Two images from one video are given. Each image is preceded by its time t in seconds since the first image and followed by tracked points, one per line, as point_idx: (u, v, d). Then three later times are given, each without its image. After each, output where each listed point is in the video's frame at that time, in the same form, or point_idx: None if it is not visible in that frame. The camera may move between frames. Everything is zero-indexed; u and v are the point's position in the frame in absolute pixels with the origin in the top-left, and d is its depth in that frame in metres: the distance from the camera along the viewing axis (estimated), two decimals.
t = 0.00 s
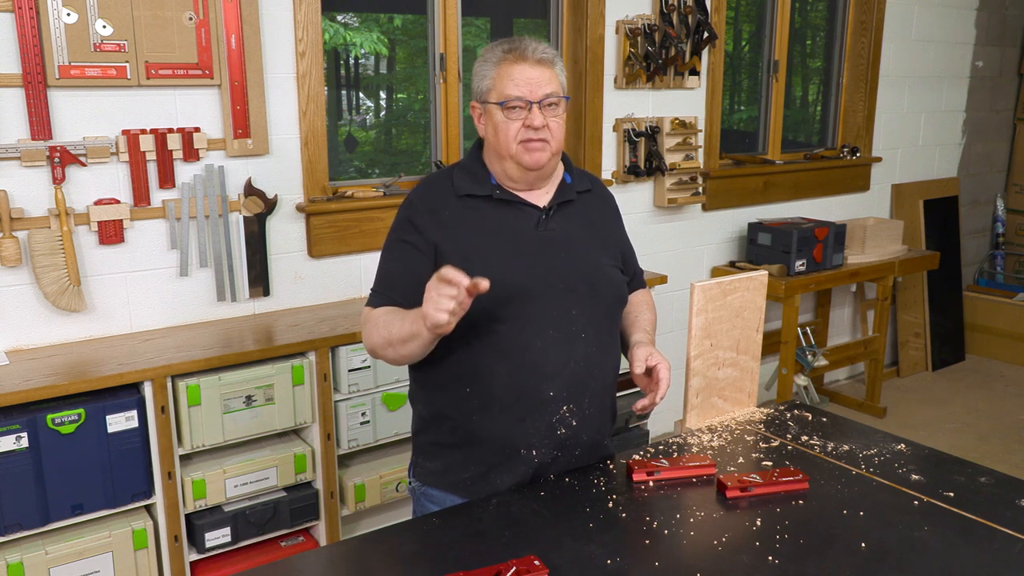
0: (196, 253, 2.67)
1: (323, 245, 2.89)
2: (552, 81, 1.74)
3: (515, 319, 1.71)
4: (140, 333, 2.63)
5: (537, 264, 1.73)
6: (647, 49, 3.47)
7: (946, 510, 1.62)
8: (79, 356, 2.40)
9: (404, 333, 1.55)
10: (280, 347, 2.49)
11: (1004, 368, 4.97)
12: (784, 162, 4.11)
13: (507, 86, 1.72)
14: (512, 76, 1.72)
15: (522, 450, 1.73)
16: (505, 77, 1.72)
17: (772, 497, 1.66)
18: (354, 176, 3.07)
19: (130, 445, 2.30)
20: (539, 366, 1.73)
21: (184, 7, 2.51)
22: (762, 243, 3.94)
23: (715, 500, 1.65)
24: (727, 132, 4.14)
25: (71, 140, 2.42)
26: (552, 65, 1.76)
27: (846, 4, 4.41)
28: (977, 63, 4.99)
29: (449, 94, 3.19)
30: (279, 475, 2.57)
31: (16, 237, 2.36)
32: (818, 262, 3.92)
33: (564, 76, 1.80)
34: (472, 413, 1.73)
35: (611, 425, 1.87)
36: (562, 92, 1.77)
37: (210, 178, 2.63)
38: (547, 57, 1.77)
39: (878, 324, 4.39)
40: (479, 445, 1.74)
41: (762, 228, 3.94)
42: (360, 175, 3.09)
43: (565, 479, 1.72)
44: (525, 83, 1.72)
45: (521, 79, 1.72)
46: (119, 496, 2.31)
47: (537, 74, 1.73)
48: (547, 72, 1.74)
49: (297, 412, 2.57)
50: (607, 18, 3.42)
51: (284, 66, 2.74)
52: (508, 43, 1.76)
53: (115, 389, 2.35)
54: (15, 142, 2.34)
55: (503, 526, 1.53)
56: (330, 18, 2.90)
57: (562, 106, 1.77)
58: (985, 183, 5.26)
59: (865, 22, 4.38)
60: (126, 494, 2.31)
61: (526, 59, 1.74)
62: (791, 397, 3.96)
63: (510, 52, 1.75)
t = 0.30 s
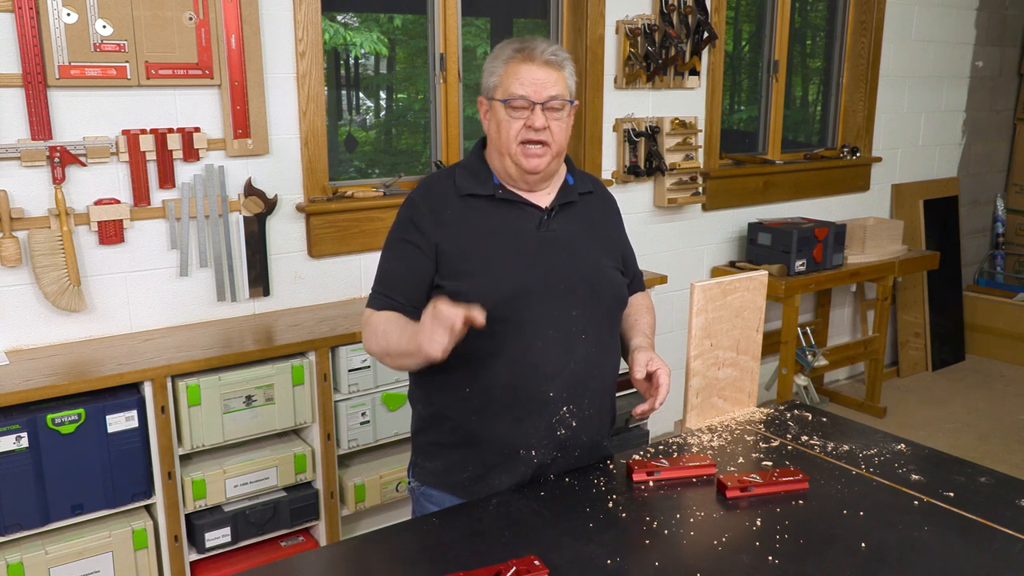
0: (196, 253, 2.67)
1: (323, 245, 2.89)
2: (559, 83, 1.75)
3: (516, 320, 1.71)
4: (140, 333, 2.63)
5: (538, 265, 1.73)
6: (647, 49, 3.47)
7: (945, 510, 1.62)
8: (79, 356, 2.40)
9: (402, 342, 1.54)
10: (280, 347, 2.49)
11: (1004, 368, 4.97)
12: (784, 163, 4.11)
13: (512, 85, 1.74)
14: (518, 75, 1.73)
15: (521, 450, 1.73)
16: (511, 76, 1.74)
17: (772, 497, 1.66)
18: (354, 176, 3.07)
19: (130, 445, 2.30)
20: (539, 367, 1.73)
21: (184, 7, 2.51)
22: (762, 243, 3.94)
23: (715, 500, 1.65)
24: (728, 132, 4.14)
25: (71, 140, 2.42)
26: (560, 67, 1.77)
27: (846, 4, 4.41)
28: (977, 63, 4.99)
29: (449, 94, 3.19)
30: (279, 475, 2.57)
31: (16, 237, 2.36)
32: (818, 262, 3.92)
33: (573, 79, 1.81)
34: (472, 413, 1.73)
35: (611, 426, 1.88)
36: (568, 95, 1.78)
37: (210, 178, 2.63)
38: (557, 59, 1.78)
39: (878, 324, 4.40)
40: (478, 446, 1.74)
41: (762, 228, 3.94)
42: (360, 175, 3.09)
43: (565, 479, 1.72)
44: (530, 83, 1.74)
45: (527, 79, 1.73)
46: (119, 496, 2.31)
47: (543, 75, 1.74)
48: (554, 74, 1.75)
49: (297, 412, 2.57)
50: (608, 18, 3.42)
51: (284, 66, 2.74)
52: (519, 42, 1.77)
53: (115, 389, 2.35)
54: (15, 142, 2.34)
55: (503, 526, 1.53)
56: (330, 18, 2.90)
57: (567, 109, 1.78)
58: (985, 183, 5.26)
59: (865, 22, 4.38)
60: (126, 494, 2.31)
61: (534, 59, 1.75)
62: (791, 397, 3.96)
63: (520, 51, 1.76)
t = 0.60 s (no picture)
0: (196, 253, 2.67)
1: (323, 244, 2.89)
2: (563, 76, 1.79)
3: (515, 316, 1.71)
4: (140, 333, 2.63)
5: (539, 261, 1.74)
6: (647, 49, 3.47)
7: (945, 510, 1.62)
8: (79, 356, 2.40)
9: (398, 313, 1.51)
10: (280, 347, 2.49)
11: (1004, 368, 4.97)
12: (784, 162, 4.11)
13: (518, 74, 1.78)
14: (524, 65, 1.78)
15: (520, 449, 1.73)
16: (518, 68, 1.79)
17: (772, 497, 1.66)
18: (354, 176, 3.07)
19: (130, 445, 2.30)
20: (539, 364, 1.73)
21: (184, 7, 2.51)
22: (762, 243, 3.94)
23: (715, 500, 1.65)
24: (728, 132, 4.14)
25: (71, 139, 2.42)
26: (567, 64, 1.81)
27: (846, 4, 4.41)
28: (977, 63, 4.99)
29: (449, 94, 3.19)
30: (279, 475, 2.57)
31: (16, 237, 2.36)
32: (818, 262, 3.92)
33: (579, 78, 1.84)
34: (471, 411, 1.73)
35: (610, 425, 1.88)
36: (574, 90, 1.81)
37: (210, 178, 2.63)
38: (564, 56, 1.82)
39: (878, 323, 4.39)
40: (477, 444, 1.73)
41: (762, 228, 3.94)
42: (360, 175, 3.09)
43: (565, 479, 1.72)
44: (536, 74, 1.78)
45: (533, 68, 1.77)
46: (119, 496, 2.31)
47: (549, 68, 1.79)
48: (559, 68, 1.80)
49: (297, 412, 2.57)
50: (608, 18, 3.42)
51: (284, 66, 2.74)
52: (529, 40, 1.84)
53: (115, 389, 2.35)
54: (15, 142, 2.34)
55: (503, 526, 1.53)
56: (330, 18, 2.90)
57: (571, 103, 1.80)
58: (985, 183, 5.26)
59: (864, 22, 4.38)
60: (126, 494, 2.31)
61: (542, 53, 1.80)
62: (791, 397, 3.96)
63: (529, 47, 1.82)
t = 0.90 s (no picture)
0: (196, 253, 2.67)
1: (323, 245, 2.89)
2: (549, 75, 1.76)
3: (515, 315, 1.71)
4: (140, 333, 2.63)
5: (539, 260, 1.74)
6: (647, 49, 3.47)
7: (945, 510, 1.62)
8: (79, 356, 2.40)
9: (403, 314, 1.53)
10: (280, 347, 2.49)
11: (1004, 368, 4.97)
12: (784, 162, 4.11)
13: (503, 79, 1.77)
14: (508, 69, 1.76)
15: (517, 447, 1.73)
16: (505, 70, 1.77)
17: (772, 497, 1.66)
18: (354, 176, 3.07)
19: (130, 445, 2.30)
20: (537, 363, 1.73)
21: (184, 7, 2.51)
22: (762, 243, 3.94)
23: (715, 500, 1.65)
24: (727, 132, 4.14)
25: (71, 140, 2.42)
26: (554, 61, 1.78)
27: (845, 4, 4.41)
28: (977, 63, 4.99)
29: (449, 93, 3.19)
30: (279, 475, 2.57)
31: (16, 237, 2.36)
32: (818, 262, 3.92)
33: (570, 72, 1.81)
34: (468, 409, 1.73)
35: (607, 425, 1.88)
36: (562, 87, 1.78)
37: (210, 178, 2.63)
38: (551, 53, 1.79)
39: (878, 323, 4.39)
40: (474, 442, 1.73)
41: (762, 228, 3.94)
42: (360, 175, 3.09)
43: (564, 479, 1.72)
44: (520, 77, 1.76)
45: (517, 72, 1.76)
46: (119, 496, 2.31)
47: (533, 68, 1.76)
48: (545, 67, 1.77)
49: (297, 412, 2.57)
50: (607, 18, 3.42)
51: (284, 66, 2.74)
52: (515, 40, 1.81)
53: (115, 389, 2.35)
54: (15, 142, 2.34)
55: (503, 526, 1.53)
56: (330, 18, 2.90)
57: (560, 101, 1.78)
58: (985, 183, 5.26)
59: (865, 22, 4.38)
60: (126, 494, 2.31)
61: (526, 54, 1.77)
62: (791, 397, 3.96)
63: (515, 47, 1.79)
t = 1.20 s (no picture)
0: (196, 253, 2.67)
1: (323, 245, 2.89)
2: (555, 74, 1.76)
3: (515, 316, 1.72)
4: (140, 333, 2.63)
5: (538, 262, 1.74)
6: (647, 49, 3.47)
7: (945, 510, 1.62)
8: (79, 356, 2.40)
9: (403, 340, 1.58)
10: (280, 347, 2.49)
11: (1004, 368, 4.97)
12: (784, 163, 4.11)
13: (509, 74, 1.76)
14: (514, 65, 1.76)
15: (517, 448, 1.73)
16: (511, 66, 1.77)
17: (771, 497, 1.66)
18: (354, 176, 3.07)
19: (130, 445, 2.30)
20: (538, 364, 1.73)
21: (184, 7, 2.51)
22: (762, 243, 3.94)
23: (715, 500, 1.65)
24: (727, 132, 4.14)
25: (71, 140, 2.42)
26: (561, 61, 1.79)
27: (845, 4, 4.41)
28: (977, 63, 4.99)
29: (449, 93, 3.19)
30: (279, 475, 2.57)
31: (16, 237, 2.36)
32: (818, 262, 3.92)
33: (575, 73, 1.81)
34: (469, 411, 1.73)
35: (608, 426, 1.87)
36: (567, 87, 1.79)
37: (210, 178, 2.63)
38: (558, 52, 1.80)
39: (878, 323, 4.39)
40: (476, 443, 1.73)
41: (762, 228, 3.94)
42: (360, 175, 3.09)
43: (564, 479, 1.72)
44: (527, 74, 1.76)
45: (523, 68, 1.76)
46: (119, 496, 2.31)
47: (540, 66, 1.76)
48: (552, 66, 1.77)
49: (297, 412, 2.57)
50: (607, 17, 3.42)
51: (284, 66, 2.74)
52: (522, 39, 1.81)
53: (115, 389, 2.35)
54: (15, 142, 2.34)
55: (503, 526, 1.52)
56: (330, 18, 2.90)
57: (564, 101, 1.78)
58: (985, 183, 5.26)
59: (864, 22, 4.38)
60: (126, 494, 2.31)
61: (534, 51, 1.78)
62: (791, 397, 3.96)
63: (522, 46, 1.79)
